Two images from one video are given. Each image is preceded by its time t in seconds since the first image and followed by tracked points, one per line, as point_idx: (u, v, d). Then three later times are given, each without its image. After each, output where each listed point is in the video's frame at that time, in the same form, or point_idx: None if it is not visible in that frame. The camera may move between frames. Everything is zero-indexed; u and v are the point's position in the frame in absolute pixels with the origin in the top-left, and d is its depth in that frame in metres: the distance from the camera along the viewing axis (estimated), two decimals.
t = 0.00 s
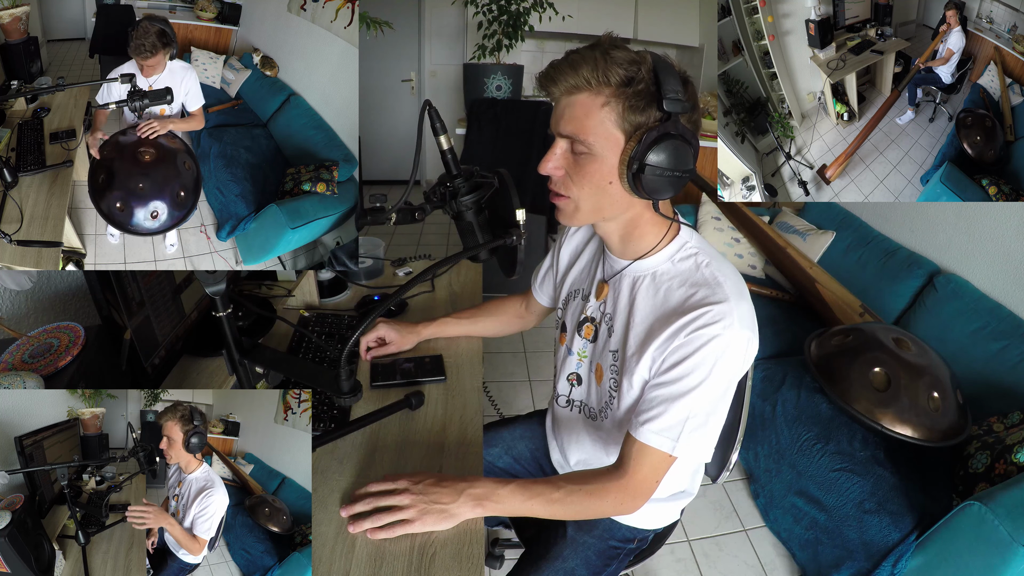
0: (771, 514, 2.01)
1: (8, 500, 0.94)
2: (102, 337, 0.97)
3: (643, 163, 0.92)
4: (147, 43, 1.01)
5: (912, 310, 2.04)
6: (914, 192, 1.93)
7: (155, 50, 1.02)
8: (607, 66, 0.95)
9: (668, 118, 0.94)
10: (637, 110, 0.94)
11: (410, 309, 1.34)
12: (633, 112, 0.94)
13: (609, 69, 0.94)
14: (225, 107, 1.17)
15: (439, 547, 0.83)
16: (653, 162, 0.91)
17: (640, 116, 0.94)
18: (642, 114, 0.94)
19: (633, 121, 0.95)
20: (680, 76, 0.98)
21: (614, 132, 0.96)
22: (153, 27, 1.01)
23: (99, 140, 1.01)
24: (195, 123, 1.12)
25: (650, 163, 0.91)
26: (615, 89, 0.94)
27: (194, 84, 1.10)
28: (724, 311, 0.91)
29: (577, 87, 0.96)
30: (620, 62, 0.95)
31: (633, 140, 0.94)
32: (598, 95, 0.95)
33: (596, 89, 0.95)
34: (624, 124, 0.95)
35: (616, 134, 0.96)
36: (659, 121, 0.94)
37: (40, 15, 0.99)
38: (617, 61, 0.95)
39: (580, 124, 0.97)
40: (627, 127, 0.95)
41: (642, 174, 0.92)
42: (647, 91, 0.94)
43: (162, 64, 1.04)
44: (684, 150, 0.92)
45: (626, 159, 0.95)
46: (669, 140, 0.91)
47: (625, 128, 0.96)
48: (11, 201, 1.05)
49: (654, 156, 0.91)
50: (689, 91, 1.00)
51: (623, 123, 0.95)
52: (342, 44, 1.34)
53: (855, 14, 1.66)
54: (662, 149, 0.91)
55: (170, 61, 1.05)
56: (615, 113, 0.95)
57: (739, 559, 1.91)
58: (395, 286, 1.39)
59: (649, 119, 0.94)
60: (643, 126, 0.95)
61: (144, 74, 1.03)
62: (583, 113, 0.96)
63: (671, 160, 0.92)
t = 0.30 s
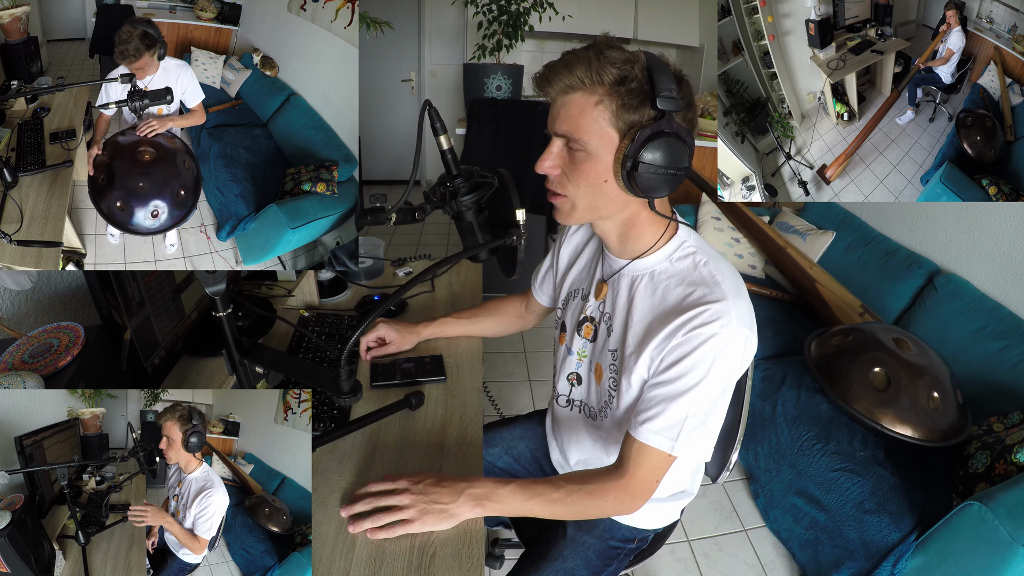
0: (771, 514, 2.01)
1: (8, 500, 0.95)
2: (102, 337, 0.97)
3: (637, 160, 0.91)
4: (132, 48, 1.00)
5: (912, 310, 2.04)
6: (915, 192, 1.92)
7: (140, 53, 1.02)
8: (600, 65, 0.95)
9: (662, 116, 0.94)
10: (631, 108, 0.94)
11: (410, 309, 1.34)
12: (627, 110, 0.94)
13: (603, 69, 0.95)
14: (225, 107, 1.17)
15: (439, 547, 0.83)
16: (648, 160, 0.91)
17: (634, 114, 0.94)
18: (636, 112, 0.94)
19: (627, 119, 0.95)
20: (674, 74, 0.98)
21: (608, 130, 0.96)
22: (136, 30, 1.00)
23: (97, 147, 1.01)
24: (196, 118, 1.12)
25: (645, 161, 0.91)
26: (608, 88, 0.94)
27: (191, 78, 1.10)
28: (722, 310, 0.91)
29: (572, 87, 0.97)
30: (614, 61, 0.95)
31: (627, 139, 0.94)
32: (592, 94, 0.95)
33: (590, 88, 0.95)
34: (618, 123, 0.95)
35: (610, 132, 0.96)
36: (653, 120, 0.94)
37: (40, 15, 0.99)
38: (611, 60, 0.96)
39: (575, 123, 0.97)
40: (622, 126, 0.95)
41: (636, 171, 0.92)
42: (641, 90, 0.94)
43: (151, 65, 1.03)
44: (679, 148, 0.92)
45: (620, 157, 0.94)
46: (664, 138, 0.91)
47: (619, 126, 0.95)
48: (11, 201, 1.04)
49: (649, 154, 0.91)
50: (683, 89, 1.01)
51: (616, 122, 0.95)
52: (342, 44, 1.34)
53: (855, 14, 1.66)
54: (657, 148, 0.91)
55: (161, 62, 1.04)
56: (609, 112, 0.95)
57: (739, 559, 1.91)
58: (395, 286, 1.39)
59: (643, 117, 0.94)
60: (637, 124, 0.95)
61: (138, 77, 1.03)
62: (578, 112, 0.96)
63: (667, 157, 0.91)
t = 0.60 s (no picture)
0: (771, 514, 2.01)
1: (7, 500, 0.94)
2: (102, 337, 0.97)
3: (633, 158, 0.91)
4: (122, 46, 1.00)
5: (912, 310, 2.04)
6: (915, 192, 1.92)
7: (131, 51, 1.01)
8: (596, 65, 0.95)
9: (657, 115, 0.94)
10: (627, 106, 0.93)
11: (410, 309, 1.34)
12: (623, 109, 0.94)
13: (599, 68, 0.95)
14: (225, 107, 1.17)
15: (439, 547, 0.83)
16: (645, 157, 0.91)
17: (630, 113, 0.94)
18: (632, 110, 0.94)
19: (624, 118, 0.94)
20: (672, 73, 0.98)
21: (606, 129, 0.96)
22: (127, 30, 1.00)
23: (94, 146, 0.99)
24: (197, 120, 1.12)
25: (642, 159, 0.91)
26: (605, 87, 0.94)
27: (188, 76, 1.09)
28: (721, 309, 0.91)
29: (569, 86, 0.97)
30: (611, 60, 0.95)
31: (623, 137, 0.94)
32: (588, 93, 0.95)
33: (586, 87, 0.95)
34: (615, 121, 0.95)
35: (608, 131, 0.96)
36: (650, 118, 0.94)
37: (40, 15, 0.99)
38: (608, 59, 0.95)
39: (572, 121, 0.97)
40: (619, 125, 0.95)
41: (633, 169, 0.92)
42: (637, 88, 0.93)
43: (144, 63, 1.02)
44: (677, 146, 0.92)
45: (616, 155, 0.94)
46: (661, 135, 0.91)
47: (616, 125, 0.95)
48: (11, 201, 1.04)
49: (646, 151, 0.91)
50: (680, 87, 1.01)
51: (613, 120, 0.95)
52: (342, 44, 1.34)
53: (855, 14, 1.65)
54: (654, 146, 0.91)
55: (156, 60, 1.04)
56: (606, 110, 0.95)
57: (739, 559, 1.91)
58: (396, 286, 1.40)
59: (639, 115, 0.94)
60: (633, 123, 0.94)
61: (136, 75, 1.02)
62: (575, 111, 0.96)
63: (664, 155, 0.91)
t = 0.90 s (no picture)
0: (771, 514, 2.01)
1: (8, 499, 0.94)
2: (102, 337, 0.97)
3: (630, 158, 0.91)
4: (124, 50, 1.00)
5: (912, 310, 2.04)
6: (915, 192, 1.92)
7: (133, 54, 1.01)
8: (594, 65, 0.95)
9: (655, 113, 0.93)
10: (623, 106, 0.93)
11: (410, 309, 1.34)
12: (621, 108, 0.94)
13: (596, 68, 0.95)
14: (225, 107, 1.17)
15: (439, 547, 0.83)
16: (643, 157, 0.91)
17: (627, 113, 0.94)
18: (628, 110, 0.94)
19: (621, 118, 0.94)
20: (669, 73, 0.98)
21: (603, 129, 0.96)
22: (127, 32, 1.00)
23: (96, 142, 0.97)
24: (195, 124, 1.11)
25: (640, 158, 0.91)
26: (601, 87, 0.94)
27: (189, 79, 1.09)
28: (720, 308, 0.91)
29: (567, 86, 0.97)
30: (608, 61, 0.95)
31: (620, 137, 0.94)
32: (585, 93, 0.95)
33: (583, 87, 0.95)
34: (612, 121, 0.95)
35: (605, 131, 0.96)
36: (646, 117, 0.94)
37: (40, 15, 0.99)
38: (605, 59, 0.95)
39: (570, 121, 0.97)
40: (616, 125, 0.95)
41: (630, 168, 0.92)
42: (633, 88, 0.93)
43: (145, 65, 1.03)
44: (675, 145, 0.92)
45: (614, 154, 0.94)
46: (658, 135, 0.91)
47: (613, 125, 0.95)
48: (11, 201, 1.03)
49: (643, 151, 0.91)
50: (678, 87, 1.01)
51: (610, 120, 0.95)
52: (342, 44, 1.34)
53: (855, 14, 1.65)
54: (652, 145, 0.91)
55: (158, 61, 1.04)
56: (603, 110, 0.95)
57: (739, 559, 1.91)
58: (396, 286, 1.40)
59: (636, 115, 0.94)
60: (630, 122, 0.94)
61: (137, 77, 1.03)
62: (573, 111, 0.96)
63: (662, 155, 0.91)
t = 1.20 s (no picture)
0: (771, 514, 2.01)
1: (7, 499, 0.94)
2: (102, 337, 0.97)
3: (630, 158, 0.91)
4: (129, 40, 0.98)
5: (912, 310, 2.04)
6: (915, 192, 1.92)
7: (138, 46, 0.99)
8: (594, 65, 0.95)
9: (655, 113, 0.93)
10: (623, 106, 0.93)
11: (410, 309, 1.34)
12: (621, 108, 0.94)
13: (596, 68, 0.95)
14: (225, 107, 1.15)
15: (439, 547, 0.83)
16: (643, 157, 0.91)
17: (627, 112, 0.94)
18: (628, 110, 0.94)
19: (621, 118, 0.94)
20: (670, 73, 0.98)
21: (603, 129, 0.96)
22: (134, 25, 0.99)
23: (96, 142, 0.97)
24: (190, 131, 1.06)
25: (640, 158, 0.91)
26: (601, 86, 0.94)
27: (188, 82, 1.06)
28: (722, 308, 0.91)
29: (567, 86, 0.97)
30: (609, 61, 0.95)
31: (621, 137, 0.94)
32: (586, 93, 0.95)
33: (584, 87, 0.95)
34: (612, 121, 0.95)
35: (604, 131, 0.96)
36: (647, 117, 0.93)
37: (40, 14, 0.99)
38: (605, 59, 0.95)
39: (569, 121, 0.97)
40: (616, 125, 0.95)
41: (630, 168, 0.92)
42: (633, 87, 0.93)
43: (148, 61, 1.00)
44: (675, 145, 0.92)
45: (614, 154, 0.94)
46: (658, 134, 0.91)
47: (613, 125, 0.95)
48: (11, 201, 1.03)
49: (644, 152, 0.91)
50: (679, 86, 1.01)
51: (610, 120, 0.95)
52: (342, 44, 1.34)
53: (855, 14, 1.65)
54: (652, 146, 0.91)
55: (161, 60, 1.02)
56: (603, 110, 0.95)
57: (740, 559, 1.91)
58: (396, 286, 1.40)
59: (636, 114, 0.94)
60: (631, 123, 0.94)
61: (138, 76, 1.00)
62: (573, 111, 0.96)
63: (662, 155, 0.91)
